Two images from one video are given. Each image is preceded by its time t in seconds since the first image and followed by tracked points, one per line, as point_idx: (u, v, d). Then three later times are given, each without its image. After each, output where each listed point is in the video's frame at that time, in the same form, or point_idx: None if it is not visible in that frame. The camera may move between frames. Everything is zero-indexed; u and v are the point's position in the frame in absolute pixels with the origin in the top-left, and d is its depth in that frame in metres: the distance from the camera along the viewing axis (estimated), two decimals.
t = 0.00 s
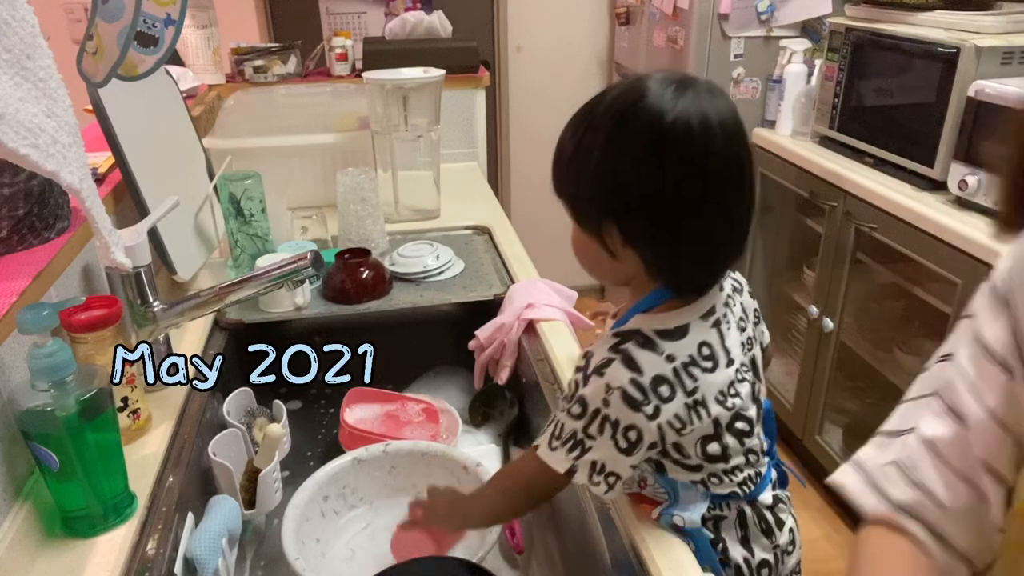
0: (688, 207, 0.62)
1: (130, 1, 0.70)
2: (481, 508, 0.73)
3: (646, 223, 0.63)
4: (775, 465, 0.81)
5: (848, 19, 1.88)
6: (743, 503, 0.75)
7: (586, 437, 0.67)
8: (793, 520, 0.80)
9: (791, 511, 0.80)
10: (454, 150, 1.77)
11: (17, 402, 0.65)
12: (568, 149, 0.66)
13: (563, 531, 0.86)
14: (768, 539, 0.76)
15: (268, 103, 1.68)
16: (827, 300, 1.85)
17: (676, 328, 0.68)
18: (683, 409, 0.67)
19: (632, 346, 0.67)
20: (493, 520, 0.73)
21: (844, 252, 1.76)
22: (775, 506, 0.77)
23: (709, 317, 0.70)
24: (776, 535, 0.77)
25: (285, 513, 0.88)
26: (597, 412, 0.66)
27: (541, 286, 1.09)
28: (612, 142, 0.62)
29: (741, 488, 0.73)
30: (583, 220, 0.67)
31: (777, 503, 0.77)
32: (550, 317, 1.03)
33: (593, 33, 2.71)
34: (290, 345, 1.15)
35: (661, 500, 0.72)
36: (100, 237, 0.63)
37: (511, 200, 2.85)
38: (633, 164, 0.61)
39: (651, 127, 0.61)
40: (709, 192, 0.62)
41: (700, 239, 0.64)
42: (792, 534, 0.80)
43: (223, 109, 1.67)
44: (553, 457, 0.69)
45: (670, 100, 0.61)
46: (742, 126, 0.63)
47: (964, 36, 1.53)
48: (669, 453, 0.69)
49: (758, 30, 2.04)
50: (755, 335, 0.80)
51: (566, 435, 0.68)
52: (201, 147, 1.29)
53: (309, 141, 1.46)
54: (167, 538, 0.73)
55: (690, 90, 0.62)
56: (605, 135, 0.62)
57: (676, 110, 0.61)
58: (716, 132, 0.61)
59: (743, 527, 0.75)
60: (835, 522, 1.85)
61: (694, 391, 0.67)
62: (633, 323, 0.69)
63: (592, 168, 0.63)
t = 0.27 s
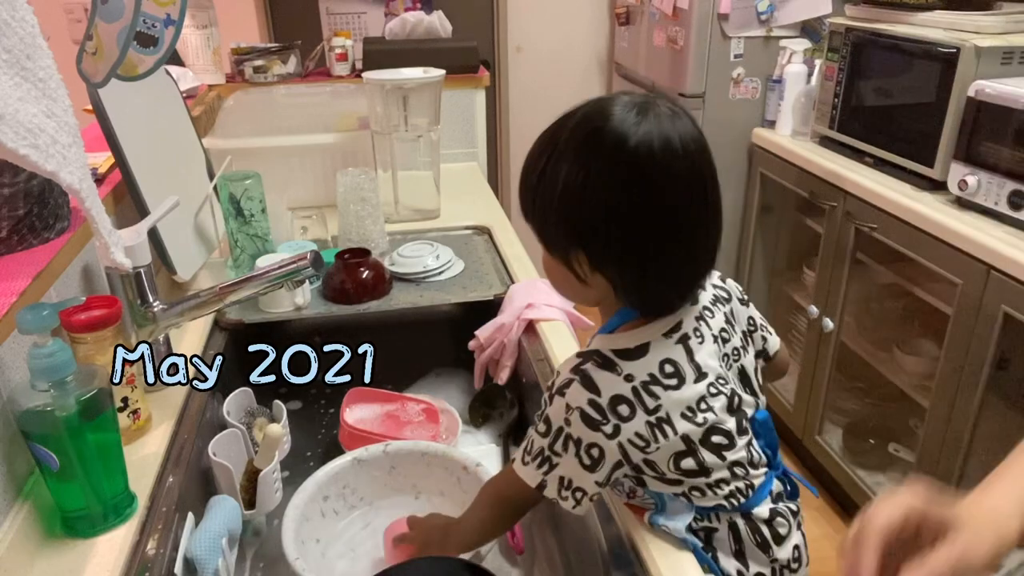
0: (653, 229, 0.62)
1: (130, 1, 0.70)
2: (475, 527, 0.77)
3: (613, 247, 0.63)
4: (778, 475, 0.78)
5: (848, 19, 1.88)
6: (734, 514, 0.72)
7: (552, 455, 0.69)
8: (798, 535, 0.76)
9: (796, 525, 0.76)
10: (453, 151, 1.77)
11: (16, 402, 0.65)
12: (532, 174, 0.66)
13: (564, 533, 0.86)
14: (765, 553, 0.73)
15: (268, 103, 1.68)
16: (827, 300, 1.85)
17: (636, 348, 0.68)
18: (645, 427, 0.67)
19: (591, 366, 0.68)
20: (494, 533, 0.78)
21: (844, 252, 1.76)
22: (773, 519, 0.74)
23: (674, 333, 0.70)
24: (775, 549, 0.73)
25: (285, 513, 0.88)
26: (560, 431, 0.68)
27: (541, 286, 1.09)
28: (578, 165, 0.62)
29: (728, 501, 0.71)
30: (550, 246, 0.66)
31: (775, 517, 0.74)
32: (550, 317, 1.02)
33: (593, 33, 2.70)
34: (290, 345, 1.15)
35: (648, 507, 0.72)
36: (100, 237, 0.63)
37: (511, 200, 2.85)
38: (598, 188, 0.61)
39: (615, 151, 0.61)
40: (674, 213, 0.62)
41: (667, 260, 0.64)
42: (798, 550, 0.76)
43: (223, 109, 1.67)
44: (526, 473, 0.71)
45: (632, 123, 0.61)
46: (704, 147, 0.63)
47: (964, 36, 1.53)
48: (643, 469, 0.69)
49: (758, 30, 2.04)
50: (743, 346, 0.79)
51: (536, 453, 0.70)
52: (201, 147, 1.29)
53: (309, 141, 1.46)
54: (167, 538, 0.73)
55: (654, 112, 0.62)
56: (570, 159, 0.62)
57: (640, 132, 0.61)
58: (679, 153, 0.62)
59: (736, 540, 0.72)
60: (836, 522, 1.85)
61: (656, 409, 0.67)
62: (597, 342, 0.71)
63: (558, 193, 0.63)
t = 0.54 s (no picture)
0: (651, 230, 0.62)
1: (130, 1, 0.70)
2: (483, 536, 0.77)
3: (614, 250, 0.62)
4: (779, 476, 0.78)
5: (848, 19, 1.88)
6: (732, 516, 0.72)
7: (548, 459, 0.69)
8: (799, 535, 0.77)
9: (796, 526, 0.77)
10: (453, 151, 1.76)
11: (16, 401, 0.65)
12: (522, 188, 0.65)
13: (563, 532, 0.86)
14: (765, 555, 0.73)
15: (267, 102, 1.67)
16: (827, 300, 1.85)
17: (629, 347, 0.68)
18: (640, 427, 0.67)
19: (584, 368, 0.68)
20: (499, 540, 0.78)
21: (844, 253, 1.76)
22: (772, 521, 0.74)
23: (666, 333, 0.70)
24: (774, 551, 0.73)
25: (284, 513, 0.88)
26: (555, 433, 0.68)
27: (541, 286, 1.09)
28: (573, 174, 0.61)
29: (725, 502, 0.71)
30: (548, 258, 0.66)
31: (775, 518, 0.74)
32: (550, 317, 1.02)
33: (593, 33, 2.70)
34: (290, 345, 1.15)
35: (646, 509, 0.72)
36: (100, 237, 0.62)
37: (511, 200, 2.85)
38: (596, 194, 0.61)
39: (608, 156, 0.61)
40: (670, 211, 0.62)
41: (666, 258, 0.64)
42: (797, 551, 0.76)
43: (223, 109, 1.67)
44: (524, 476, 0.71)
45: (620, 127, 0.61)
46: (686, 142, 0.64)
47: (964, 36, 1.53)
48: (639, 471, 0.69)
49: (758, 29, 2.04)
50: (738, 346, 0.79)
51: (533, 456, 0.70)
52: (201, 147, 1.29)
53: (309, 141, 1.46)
54: (167, 538, 0.73)
55: (636, 113, 0.63)
56: (564, 169, 0.62)
57: (629, 136, 0.61)
58: (668, 153, 0.62)
59: (735, 543, 0.72)
60: (836, 522, 1.85)
61: (650, 409, 0.67)
62: (591, 344, 0.70)
63: (555, 203, 0.62)
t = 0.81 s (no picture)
0: (652, 223, 0.62)
1: (130, 1, 0.70)
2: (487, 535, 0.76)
3: (615, 243, 0.62)
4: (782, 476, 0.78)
5: (848, 19, 1.88)
6: (734, 516, 0.72)
7: (552, 458, 0.69)
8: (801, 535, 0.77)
9: (799, 527, 0.76)
10: (454, 151, 1.76)
11: (17, 402, 0.65)
12: (523, 188, 0.65)
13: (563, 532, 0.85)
14: (766, 556, 0.73)
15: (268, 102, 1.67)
16: (827, 300, 1.85)
17: (633, 343, 0.68)
18: (644, 423, 0.66)
19: (589, 365, 0.68)
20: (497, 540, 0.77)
21: (844, 252, 1.76)
22: (773, 522, 0.74)
23: (669, 330, 0.70)
24: (775, 551, 0.73)
25: (284, 513, 0.88)
26: (559, 432, 0.68)
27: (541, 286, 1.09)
28: (573, 171, 0.61)
29: (727, 502, 0.71)
30: (551, 253, 0.65)
31: (776, 519, 0.74)
32: (550, 317, 1.02)
33: (593, 33, 2.70)
34: (290, 345, 1.15)
35: (647, 509, 0.71)
36: (100, 237, 0.62)
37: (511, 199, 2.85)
38: (596, 189, 0.61)
39: (608, 152, 0.61)
40: (671, 203, 0.62)
41: (667, 251, 0.64)
42: (799, 552, 0.76)
43: (223, 109, 1.67)
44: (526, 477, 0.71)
45: (619, 123, 0.61)
46: (686, 139, 0.64)
47: (964, 36, 1.53)
48: (643, 469, 0.69)
49: (758, 29, 2.04)
50: (741, 346, 0.79)
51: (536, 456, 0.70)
52: (201, 147, 1.29)
53: (309, 141, 1.46)
54: (167, 538, 0.73)
55: (633, 108, 0.63)
56: (566, 168, 0.62)
57: (628, 131, 0.61)
58: (667, 147, 0.62)
59: (736, 543, 0.72)
60: (836, 522, 1.85)
61: (654, 405, 0.67)
62: (595, 341, 0.70)
63: (556, 202, 0.62)
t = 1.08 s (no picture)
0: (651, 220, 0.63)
1: (130, 1, 0.70)
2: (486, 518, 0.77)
3: (612, 231, 0.64)
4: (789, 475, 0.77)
5: (848, 19, 1.88)
6: (732, 514, 0.72)
7: (543, 442, 0.70)
8: (808, 534, 0.76)
9: (805, 527, 0.76)
10: (454, 151, 1.77)
11: (17, 402, 0.65)
12: (544, 164, 0.67)
13: (563, 532, 0.84)
14: (767, 554, 0.73)
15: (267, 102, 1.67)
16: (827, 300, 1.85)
17: (626, 333, 0.69)
18: (632, 412, 0.67)
19: (581, 351, 0.69)
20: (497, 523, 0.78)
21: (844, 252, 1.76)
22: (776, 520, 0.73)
23: (666, 322, 0.70)
24: (776, 549, 0.73)
25: (284, 513, 0.88)
26: (551, 417, 0.69)
27: (541, 286, 1.09)
28: (584, 155, 0.63)
29: (724, 499, 0.71)
30: (555, 227, 0.68)
31: (778, 518, 0.73)
32: (550, 317, 1.03)
33: (593, 33, 2.70)
34: (290, 345, 1.15)
35: (644, 508, 0.72)
36: (100, 237, 0.63)
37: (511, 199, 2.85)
38: (600, 176, 0.62)
39: (620, 144, 0.61)
40: (676, 206, 0.62)
41: (664, 252, 0.64)
42: (805, 550, 0.75)
43: (223, 109, 1.67)
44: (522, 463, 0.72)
45: (640, 118, 0.62)
46: (711, 147, 0.63)
47: (964, 36, 1.53)
48: (635, 460, 0.69)
49: (758, 30, 2.04)
50: (745, 344, 0.78)
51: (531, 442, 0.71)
52: (201, 147, 1.29)
53: (309, 141, 1.46)
54: (168, 538, 0.73)
55: (661, 106, 0.63)
56: (579, 151, 0.63)
57: (646, 127, 0.61)
58: (684, 152, 0.62)
59: (736, 540, 0.72)
60: (836, 522, 1.85)
61: (644, 394, 0.67)
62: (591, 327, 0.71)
63: (563, 182, 0.64)
